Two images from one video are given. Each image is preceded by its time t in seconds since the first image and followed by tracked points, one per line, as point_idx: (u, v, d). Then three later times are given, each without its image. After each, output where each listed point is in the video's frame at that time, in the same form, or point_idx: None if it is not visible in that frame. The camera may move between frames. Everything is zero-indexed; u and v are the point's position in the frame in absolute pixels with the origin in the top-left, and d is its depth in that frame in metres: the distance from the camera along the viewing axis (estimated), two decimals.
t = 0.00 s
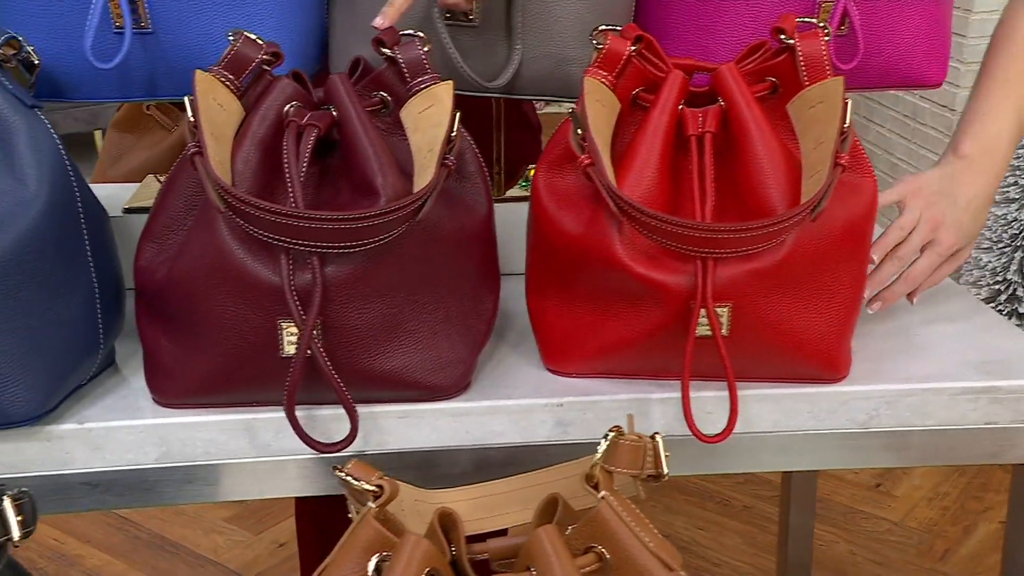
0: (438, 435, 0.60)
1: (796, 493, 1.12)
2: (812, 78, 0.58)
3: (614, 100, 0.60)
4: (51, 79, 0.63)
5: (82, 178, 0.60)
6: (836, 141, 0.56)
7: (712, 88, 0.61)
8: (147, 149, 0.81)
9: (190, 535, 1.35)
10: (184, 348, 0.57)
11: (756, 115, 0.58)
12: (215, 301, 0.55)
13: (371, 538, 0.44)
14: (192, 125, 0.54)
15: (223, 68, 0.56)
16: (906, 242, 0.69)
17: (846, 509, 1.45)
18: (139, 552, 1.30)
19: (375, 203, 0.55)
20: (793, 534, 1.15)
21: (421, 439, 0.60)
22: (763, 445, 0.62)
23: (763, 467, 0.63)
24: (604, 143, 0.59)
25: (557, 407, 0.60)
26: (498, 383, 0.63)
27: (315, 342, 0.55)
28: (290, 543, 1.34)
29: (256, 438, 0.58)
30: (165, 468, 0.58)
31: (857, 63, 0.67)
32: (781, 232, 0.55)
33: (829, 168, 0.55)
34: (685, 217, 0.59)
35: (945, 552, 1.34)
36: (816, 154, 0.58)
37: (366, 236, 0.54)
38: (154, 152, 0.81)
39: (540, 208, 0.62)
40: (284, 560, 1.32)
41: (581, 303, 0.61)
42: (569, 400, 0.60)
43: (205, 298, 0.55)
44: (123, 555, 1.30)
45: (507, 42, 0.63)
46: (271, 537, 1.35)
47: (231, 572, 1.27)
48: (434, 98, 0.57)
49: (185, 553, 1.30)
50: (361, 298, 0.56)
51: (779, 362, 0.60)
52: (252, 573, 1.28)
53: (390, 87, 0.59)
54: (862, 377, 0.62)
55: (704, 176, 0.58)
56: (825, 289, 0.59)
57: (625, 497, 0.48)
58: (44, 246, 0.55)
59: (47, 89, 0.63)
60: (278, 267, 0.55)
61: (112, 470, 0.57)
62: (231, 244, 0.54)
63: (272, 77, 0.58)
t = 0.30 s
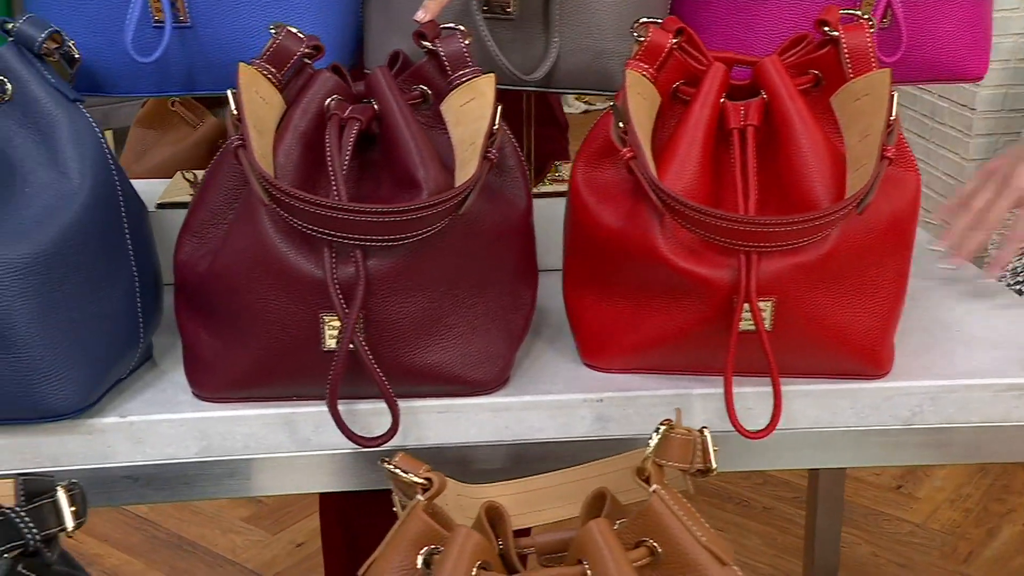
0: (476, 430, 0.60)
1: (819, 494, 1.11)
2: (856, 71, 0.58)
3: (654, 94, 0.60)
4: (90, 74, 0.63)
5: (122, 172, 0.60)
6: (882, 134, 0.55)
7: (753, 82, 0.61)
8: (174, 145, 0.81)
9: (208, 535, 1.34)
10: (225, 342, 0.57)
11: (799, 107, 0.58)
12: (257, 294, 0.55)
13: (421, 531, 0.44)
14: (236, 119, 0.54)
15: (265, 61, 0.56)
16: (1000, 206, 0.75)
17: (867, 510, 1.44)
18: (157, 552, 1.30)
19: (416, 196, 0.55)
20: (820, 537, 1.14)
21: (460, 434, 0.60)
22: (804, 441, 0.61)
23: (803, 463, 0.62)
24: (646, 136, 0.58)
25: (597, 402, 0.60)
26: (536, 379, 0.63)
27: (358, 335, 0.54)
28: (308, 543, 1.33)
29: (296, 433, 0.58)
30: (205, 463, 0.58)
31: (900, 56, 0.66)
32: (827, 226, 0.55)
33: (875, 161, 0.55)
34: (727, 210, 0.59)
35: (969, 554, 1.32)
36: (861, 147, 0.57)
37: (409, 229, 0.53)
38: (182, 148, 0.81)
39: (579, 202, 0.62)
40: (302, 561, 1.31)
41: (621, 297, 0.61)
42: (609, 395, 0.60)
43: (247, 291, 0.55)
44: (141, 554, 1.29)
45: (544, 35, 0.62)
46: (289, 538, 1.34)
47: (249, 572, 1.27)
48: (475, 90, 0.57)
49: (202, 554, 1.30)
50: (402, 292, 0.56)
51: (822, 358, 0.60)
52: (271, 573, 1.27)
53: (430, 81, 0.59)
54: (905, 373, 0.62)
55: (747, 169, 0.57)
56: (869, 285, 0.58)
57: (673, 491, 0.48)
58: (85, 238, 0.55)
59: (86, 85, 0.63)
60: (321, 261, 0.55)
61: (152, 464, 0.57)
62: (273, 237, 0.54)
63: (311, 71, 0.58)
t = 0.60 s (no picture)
0: (516, 428, 0.60)
1: (843, 495, 1.10)
2: (901, 67, 0.57)
3: (696, 90, 0.59)
4: (129, 71, 0.63)
5: (164, 170, 0.60)
6: (929, 130, 0.55)
7: (795, 78, 0.60)
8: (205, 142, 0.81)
9: (226, 534, 1.34)
10: (267, 339, 0.57)
11: (843, 104, 0.57)
12: (299, 291, 0.55)
13: (471, 528, 0.43)
14: (279, 115, 0.54)
15: (307, 58, 0.56)
16: None
17: (888, 512, 1.43)
18: (176, 551, 1.30)
19: (459, 193, 0.55)
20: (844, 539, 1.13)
21: (500, 432, 0.60)
22: (845, 440, 0.61)
23: (843, 462, 0.62)
24: (688, 132, 0.58)
25: (638, 400, 0.59)
26: (574, 376, 0.63)
27: (401, 333, 0.54)
28: (326, 543, 1.33)
29: (336, 430, 0.58)
30: (247, 459, 0.58)
31: (940, 52, 0.65)
32: (873, 223, 0.54)
33: (922, 157, 0.54)
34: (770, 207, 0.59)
35: (992, 557, 1.31)
36: (907, 144, 0.57)
37: (452, 226, 0.53)
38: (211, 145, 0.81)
39: (619, 199, 0.62)
40: (320, 561, 1.31)
41: (662, 294, 0.60)
42: (650, 393, 0.60)
43: (289, 288, 0.55)
44: (160, 554, 1.29)
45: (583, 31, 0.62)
46: (308, 537, 1.34)
47: (269, 572, 1.27)
48: (518, 87, 0.56)
49: (222, 553, 1.29)
50: (445, 289, 0.56)
51: (866, 356, 0.59)
52: (290, 572, 1.27)
53: (471, 77, 0.59)
54: (949, 372, 0.61)
55: (791, 165, 0.57)
56: (915, 283, 0.58)
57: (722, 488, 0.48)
58: (129, 234, 0.55)
59: (125, 82, 0.63)
60: (364, 258, 0.55)
61: (195, 461, 0.57)
62: (317, 234, 0.54)
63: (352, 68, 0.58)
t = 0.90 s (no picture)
0: (552, 430, 0.59)
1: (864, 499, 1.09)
2: (942, 67, 0.57)
3: (733, 89, 0.59)
4: (164, 72, 0.63)
5: (201, 171, 0.60)
6: (972, 130, 0.54)
7: (834, 77, 0.60)
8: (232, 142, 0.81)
9: (241, 536, 1.34)
10: (304, 341, 0.57)
11: (883, 104, 0.57)
12: (337, 292, 0.55)
13: (516, 529, 0.43)
14: (318, 116, 0.54)
15: (345, 59, 0.56)
16: None
17: (908, 515, 1.42)
18: (191, 553, 1.30)
19: (497, 194, 0.55)
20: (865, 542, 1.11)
21: (536, 434, 0.59)
22: (884, 443, 0.60)
23: (881, 465, 0.61)
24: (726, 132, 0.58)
25: (675, 402, 0.59)
26: (609, 378, 0.63)
27: (440, 334, 0.54)
28: (341, 545, 1.33)
29: (373, 431, 0.58)
30: (284, 461, 0.58)
31: (981, 50, 0.64)
32: (914, 225, 0.54)
33: (965, 157, 0.54)
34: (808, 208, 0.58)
35: (1014, 561, 1.30)
36: (948, 145, 0.56)
37: (491, 227, 0.53)
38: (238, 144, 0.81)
39: (655, 200, 0.61)
40: (336, 563, 1.30)
41: (698, 295, 0.60)
42: (687, 395, 0.59)
43: (327, 289, 0.55)
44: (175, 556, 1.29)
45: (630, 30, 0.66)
46: (322, 539, 1.34)
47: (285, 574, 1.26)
48: (555, 88, 0.56)
49: (237, 555, 1.29)
50: (483, 290, 0.56)
51: (906, 358, 0.59)
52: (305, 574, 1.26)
53: (507, 78, 0.59)
54: (988, 374, 0.61)
55: (831, 166, 0.57)
56: (956, 285, 0.57)
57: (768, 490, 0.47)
58: (167, 235, 0.55)
59: (160, 83, 0.63)
60: (402, 258, 0.55)
61: (232, 462, 0.57)
62: (355, 235, 0.54)
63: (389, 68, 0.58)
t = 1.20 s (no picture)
0: (583, 433, 0.59)
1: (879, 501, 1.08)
2: (976, 68, 0.56)
3: (765, 90, 0.59)
4: (191, 74, 0.63)
5: (230, 174, 0.60)
6: (1009, 132, 0.54)
7: (866, 78, 0.59)
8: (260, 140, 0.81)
9: (250, 539, 1.33)
10: (335, 344, 0.57)
11: (917, 105, 0.56)
12: (369, 295, 0.55)
13: (555, 533, 0.43)
14: (350, 118, 0.54)
15: (376, 61, 0.56)
16: None
17: (921, 518, 1.41)
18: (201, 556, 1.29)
19: (529, 196, 0.55)
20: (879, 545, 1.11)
21: (566, 437, 0.59)
22: (918, 446, 0.60)
23: (913, 469, 0.61)
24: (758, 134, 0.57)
25: (706, 405, 0.59)
26: (639, 381, 0.62)
27: (472, 338, 0.54)
28: (351, 548, 1.32)
29: (402, 434, 0.58)
30: (314, 464, 0.58)
31: (1015, 49, 0.64)
32: (949, 227, 0.53)
33: (1001, 159, 0.53)
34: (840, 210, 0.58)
35: None
36: (982, 146, 0.56)
37: (524, 230, 0.53)
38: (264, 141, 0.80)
39: (685, 201, 0.61)
40: (346, 566, 1.30)
41: (729, 297, 0.60)
42: (719, 398, 0.59)
43: (358, 292, 0.55)
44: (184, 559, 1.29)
45: (655, 31, 0.65)
46: (332, 542, 1.34)
47: None
48: (587, 90, 0.56)
49: (247, 557, 1.29)
50: (514, 292, 0.56)
51: (939, 361, 0.58)
52: None
53: (537, 80, 0.59)
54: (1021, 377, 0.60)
55: (864, 167, 0.56)
56: (990, 287, 0.57)
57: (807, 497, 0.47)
58: (198, 238, 0.55)
59: (187, 85, 0.64)
60: (434, 261, 0.54)
61: (261, 465, 0.57)
62: (386, 238, 0.54)
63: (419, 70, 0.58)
